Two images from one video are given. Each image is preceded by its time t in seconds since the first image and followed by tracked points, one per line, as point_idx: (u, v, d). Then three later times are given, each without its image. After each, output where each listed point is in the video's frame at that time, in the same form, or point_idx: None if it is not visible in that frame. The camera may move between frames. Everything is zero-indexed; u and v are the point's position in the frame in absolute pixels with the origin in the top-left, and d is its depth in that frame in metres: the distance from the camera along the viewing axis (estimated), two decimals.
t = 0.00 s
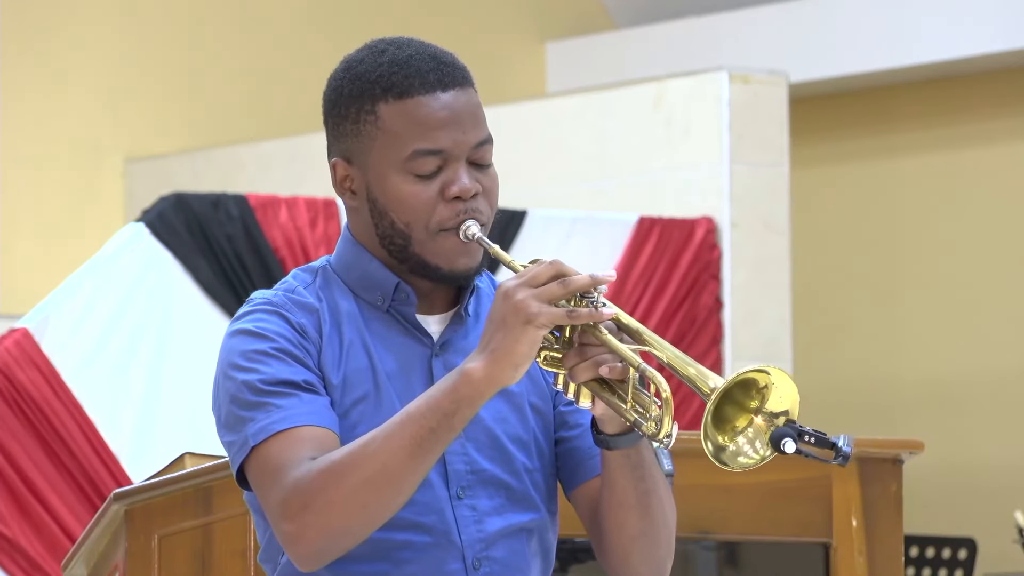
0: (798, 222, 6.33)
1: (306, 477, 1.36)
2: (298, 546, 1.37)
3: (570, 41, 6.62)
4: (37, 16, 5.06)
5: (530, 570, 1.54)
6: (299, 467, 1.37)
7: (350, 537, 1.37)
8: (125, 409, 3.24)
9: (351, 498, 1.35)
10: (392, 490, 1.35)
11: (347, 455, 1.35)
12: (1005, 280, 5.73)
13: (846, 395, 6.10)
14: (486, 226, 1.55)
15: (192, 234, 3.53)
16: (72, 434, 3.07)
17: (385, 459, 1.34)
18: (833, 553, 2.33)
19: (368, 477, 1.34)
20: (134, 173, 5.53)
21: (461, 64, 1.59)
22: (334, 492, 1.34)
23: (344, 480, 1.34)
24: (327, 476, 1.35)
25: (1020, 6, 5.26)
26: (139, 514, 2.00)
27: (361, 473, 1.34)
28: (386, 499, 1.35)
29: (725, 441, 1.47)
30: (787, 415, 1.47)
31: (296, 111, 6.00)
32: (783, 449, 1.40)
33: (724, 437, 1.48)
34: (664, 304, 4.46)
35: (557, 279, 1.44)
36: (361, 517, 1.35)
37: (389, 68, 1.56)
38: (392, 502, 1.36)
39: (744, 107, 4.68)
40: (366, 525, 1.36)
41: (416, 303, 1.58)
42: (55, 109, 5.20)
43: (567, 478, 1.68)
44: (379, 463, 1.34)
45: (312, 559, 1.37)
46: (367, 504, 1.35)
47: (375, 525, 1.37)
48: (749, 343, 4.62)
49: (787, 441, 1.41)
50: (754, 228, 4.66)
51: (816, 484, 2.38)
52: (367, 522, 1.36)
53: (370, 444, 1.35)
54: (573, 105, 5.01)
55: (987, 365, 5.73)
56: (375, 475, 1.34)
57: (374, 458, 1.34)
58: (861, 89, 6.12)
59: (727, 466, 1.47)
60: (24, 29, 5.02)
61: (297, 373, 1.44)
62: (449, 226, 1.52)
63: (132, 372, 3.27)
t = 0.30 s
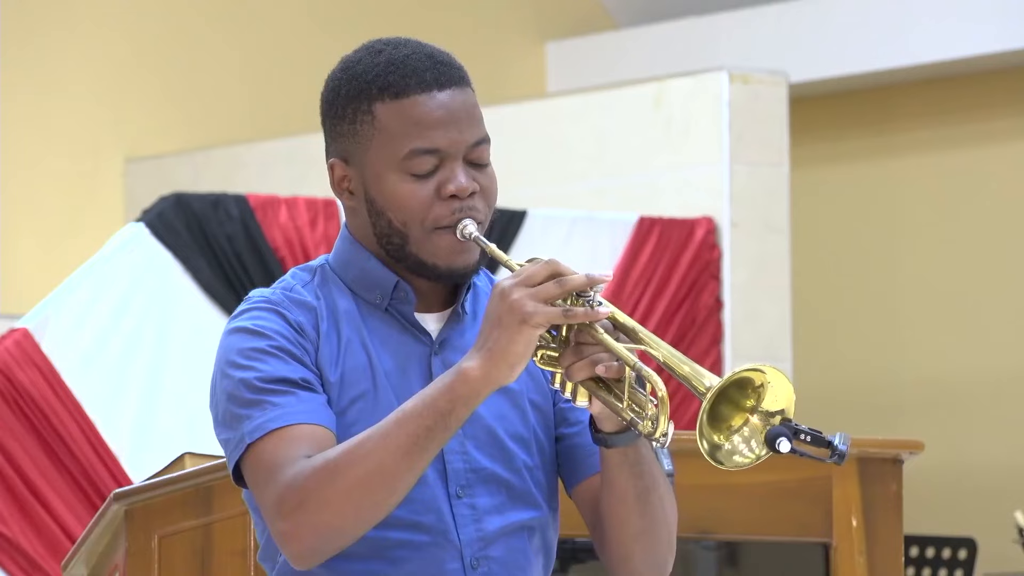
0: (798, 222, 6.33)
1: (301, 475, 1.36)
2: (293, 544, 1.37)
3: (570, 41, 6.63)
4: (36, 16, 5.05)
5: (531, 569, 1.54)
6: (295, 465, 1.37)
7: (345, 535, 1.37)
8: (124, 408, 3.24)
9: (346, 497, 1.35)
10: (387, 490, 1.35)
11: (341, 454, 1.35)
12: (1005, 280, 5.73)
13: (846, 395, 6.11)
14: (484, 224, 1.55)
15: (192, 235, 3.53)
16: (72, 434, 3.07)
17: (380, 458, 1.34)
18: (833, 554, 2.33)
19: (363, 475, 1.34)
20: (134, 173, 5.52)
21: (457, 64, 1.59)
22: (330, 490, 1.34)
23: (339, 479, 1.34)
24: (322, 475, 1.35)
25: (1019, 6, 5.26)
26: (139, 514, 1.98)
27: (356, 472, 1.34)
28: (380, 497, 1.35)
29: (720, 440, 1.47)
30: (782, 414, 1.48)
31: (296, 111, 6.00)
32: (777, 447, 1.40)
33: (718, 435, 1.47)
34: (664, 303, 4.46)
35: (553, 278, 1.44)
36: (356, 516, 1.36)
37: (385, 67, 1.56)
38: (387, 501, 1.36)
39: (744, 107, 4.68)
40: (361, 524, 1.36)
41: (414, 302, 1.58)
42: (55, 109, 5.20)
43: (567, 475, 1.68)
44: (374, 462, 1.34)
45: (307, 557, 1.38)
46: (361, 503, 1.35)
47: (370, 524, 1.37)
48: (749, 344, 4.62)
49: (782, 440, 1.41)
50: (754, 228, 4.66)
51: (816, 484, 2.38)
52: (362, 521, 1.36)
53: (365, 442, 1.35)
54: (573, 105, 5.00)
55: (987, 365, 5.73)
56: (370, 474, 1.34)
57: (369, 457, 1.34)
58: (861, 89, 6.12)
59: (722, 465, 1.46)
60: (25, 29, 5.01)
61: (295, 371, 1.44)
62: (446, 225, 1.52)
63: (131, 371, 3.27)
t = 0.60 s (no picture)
0: (798, 222, 6.33)
1: (304, 476, 1.36)
2: (295, 544, 1.37)
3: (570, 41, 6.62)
4: (36, 16, 5.05)
5: (531, 569, 1.54)
6: (297, 465, 1.37)
7: (347, 535, 1.37)
8: (125, 409, 3.24)
9: (349, 497, 1.35)
10: (389, 490, 1.35)
11: (344, 454, 1.35)
12: (1005, 280, 5.73)
13: (846, 395, 6.11)
14: (486, 224, 1.55)
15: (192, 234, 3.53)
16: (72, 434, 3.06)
17: (382, 459, 1.34)
18: (833, 554, 2.33)
19: (366, 476, 1.34)
20: (134, 173, 5.52)
21: (459, 62, 1.59)
22: (332, 490, 1.34)
23: (342, 479, 1.34)
24: (324, 475, 1.35)
25: (1019, 7, 5.26)
26: (138, 514, 1.97)
27: (359, 472, 1.34)
28: (383, 497, 1.35)
29: (721, 439, 1.47)
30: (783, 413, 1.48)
31: (296, 110, 6.00)
32: (778, 447, 1.41)
33: (719, 435, 1.47)
34: (664, 303, 4.46)
35: (554, 278, 1.44)
36: (358, 516, 1.36)
37: (387, 66, 1.56)
38: (389, 501, 1.36)
39: (744, 107, 4.68)
40: (363, 524, 1.36)
41: (416, 302, 1.58)
42: (55, 109, 5.20)
43: (569, 474, 1.69)
44: (377, 462, 1.34)
45: (310, 557, 1.38)
46: (364, 503, 1.35)
47: (372, 524, 1.37)
48: (749, 344, 4.62)
49: (783, 439, 1.41)
50: (754, 228, 4.66)
51: (816, 484, 2.38)
52: (364, 521, 1.36)
53: (368, 443, 1.35)
54: (573, 105, 5.00)
55: (987, 365, 5.73)
56: (372, 474, 1.34)
57: (372, 457, 1.34)
58: (861, 89, 6.12)
59: (722, 464, 1.46)
60: (25, 29, 5.01)
61: (297, 370, 1.44)
62: (448, 224, 1.52)
63: (131, 371, 3.27)
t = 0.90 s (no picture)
0: (798, 222, 6.33)
1: (304, 479, 1.36)
2: (295, 547, 1.37)
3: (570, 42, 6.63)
4: (36, 16, 5.05)
5: (532, 570, 1.54)
6: (297, 469, 1.37)
7: (347, 539, 1.37)
8: (125, 409, 3.24)
9: (348, 501, 1.35)
10: (388, 495, 1.35)
11: (344, 458, 1.35)
12: (1006, 281, 5.73)
13: (846, 395, 6.11)
14: (489, 228, 1.55)
15: (193, 234, 3.53)
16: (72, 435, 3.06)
17: (383, 463, 1.34)
18: (833, 554, 2.33)
19: (366, 480, 1.34)
20: (134, 173, 5.51)
21: (468, 66, 1.59)
22: (331, 494, 1.34)
23: (342, 483, 1.34)
24: (324, 479, 1.35)
25: (1019, 6, 5.26)
26: (138, 514, 1.98)
27: (359, 476, 1.34)
28: (382, 502, 1.35)
29: (720, 447, 1.47)
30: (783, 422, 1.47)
31: (296, 110, 6.00)
32: (777, 456, 1.39)
33: (719, 442, 1.48)
34: (664, 303, 4.46)
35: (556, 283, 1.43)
36: (358, 520, 1.36)
37: (395, 69, 1.56)
38: (389, 505, 1.36)
39: (744, 107, 4.68)
40: (362, 528, 1.36)
41: (418, 302, 1.58)
42: (55, 109, 5.20)
43: (569, 477, 1.68)
44: (377, 466, 1.34)
45: (309, 560, 1.38)
46: (364, 507, 1.35)
47: (371, 528, 1.37)
48: (749, 344, 4.62)
49: (782, 449, 1.40)
50: (754, 229, 4.66)
51: (816, 485, 2.38)
52: (364, 525, 1.36)
53: (368, 446, 1.35)
54: (573, 105, 5.00)
55: (987, 365, 5.73)
56: (372, 478, 1.34)
57: (372, 461, 1.34)
58: (861, 89, 6.12)
59: (722, 472, 1.46)
60: (24, 29, 5.01)
61: (298, 373, 1.44)
62: (451, 228, 1.52)
63: (131, 371, 3.27)
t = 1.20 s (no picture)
0: (798, 222, 6.33)
1: (304, 480, 1.36)
2: (294, 548, 1.37)
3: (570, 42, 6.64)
4: (36, 16, 5.05)
5: (532, 571, 1.54)
6: (297, 470, 1.37)
7: (346, 540, 1.37)
8: (125, 408, 3.24)
9: (348, 503, 1.35)
10: (387, 497, 1.35)
11: (344, 459, 1.35)
12: (1005, 281, 5.73)
13: (846, 395, 6.11)
14: (490, 229, 1.54)
15: (193, 234, 3.53)
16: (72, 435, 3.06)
17: (382, 465, 1.34)
18: (833, 554, 2.34)
19: (366, 481, 1.34)
20: (134, 173, 5.51)
21: (470, 68, 1.59)
22: (330, 495, 1.34)
23: (341, 485, 1.34)
24: (324, 481, 1.35)
25: (1019, 6, 5.26)
26: (138, 514, 1.98)
27: (358, 477, 1.34)
28: (382, 504, 1.35)
29: (720, 451, 1.47)
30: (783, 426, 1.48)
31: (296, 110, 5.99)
32: (776, 460, 1.42)
33: (718, 446, 1.47)
34: (664, 303, 4.46)
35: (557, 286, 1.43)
36: (357, 522, 1.36)
37: (397, 69, 1.56)
38: (389, 507, 1.36)
39: (744, 107, 4.68)
40: (361, 530, 1.36)
41: (419, 303, 1.58)
42: (55, 108, 5.20)
43: (570, 479, 1.68)
44: (377, 468, 1.34)
45: (309, 561, 1.38)
46: (363, 508, 1.35)
47: (371, 530, 1.37)
48: (749, 344, 4.62)
49: (781, 453, 1.42)
50: (754, 229, 4.66)
51: (817, 485, 2.38)
52: (363, 526, 1.36)
53: (368, 448, 1.36)
54: (572, 105, 5.00)
55: (986, 365, 5.74)
56: (372, 480, 1.34)
57: (373, 463, 1.34)
58: (861, 89, 6.12)
59: (721, 476, 1.46)
60: (24, 29, 5.01)
61: (299, 374, 1.44)
62: (453, 230, 1.52)
63: (131, 371, 3.26)
